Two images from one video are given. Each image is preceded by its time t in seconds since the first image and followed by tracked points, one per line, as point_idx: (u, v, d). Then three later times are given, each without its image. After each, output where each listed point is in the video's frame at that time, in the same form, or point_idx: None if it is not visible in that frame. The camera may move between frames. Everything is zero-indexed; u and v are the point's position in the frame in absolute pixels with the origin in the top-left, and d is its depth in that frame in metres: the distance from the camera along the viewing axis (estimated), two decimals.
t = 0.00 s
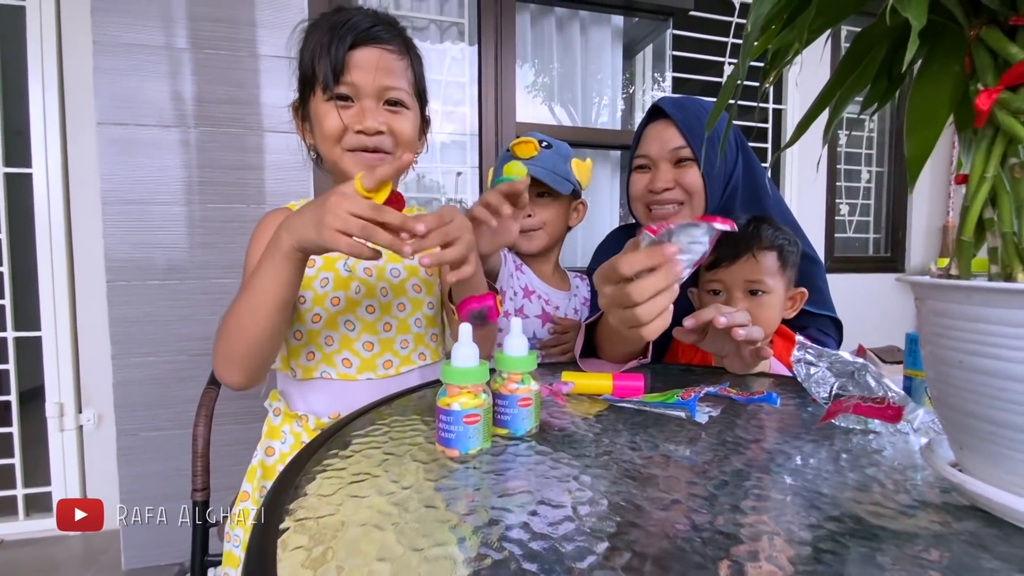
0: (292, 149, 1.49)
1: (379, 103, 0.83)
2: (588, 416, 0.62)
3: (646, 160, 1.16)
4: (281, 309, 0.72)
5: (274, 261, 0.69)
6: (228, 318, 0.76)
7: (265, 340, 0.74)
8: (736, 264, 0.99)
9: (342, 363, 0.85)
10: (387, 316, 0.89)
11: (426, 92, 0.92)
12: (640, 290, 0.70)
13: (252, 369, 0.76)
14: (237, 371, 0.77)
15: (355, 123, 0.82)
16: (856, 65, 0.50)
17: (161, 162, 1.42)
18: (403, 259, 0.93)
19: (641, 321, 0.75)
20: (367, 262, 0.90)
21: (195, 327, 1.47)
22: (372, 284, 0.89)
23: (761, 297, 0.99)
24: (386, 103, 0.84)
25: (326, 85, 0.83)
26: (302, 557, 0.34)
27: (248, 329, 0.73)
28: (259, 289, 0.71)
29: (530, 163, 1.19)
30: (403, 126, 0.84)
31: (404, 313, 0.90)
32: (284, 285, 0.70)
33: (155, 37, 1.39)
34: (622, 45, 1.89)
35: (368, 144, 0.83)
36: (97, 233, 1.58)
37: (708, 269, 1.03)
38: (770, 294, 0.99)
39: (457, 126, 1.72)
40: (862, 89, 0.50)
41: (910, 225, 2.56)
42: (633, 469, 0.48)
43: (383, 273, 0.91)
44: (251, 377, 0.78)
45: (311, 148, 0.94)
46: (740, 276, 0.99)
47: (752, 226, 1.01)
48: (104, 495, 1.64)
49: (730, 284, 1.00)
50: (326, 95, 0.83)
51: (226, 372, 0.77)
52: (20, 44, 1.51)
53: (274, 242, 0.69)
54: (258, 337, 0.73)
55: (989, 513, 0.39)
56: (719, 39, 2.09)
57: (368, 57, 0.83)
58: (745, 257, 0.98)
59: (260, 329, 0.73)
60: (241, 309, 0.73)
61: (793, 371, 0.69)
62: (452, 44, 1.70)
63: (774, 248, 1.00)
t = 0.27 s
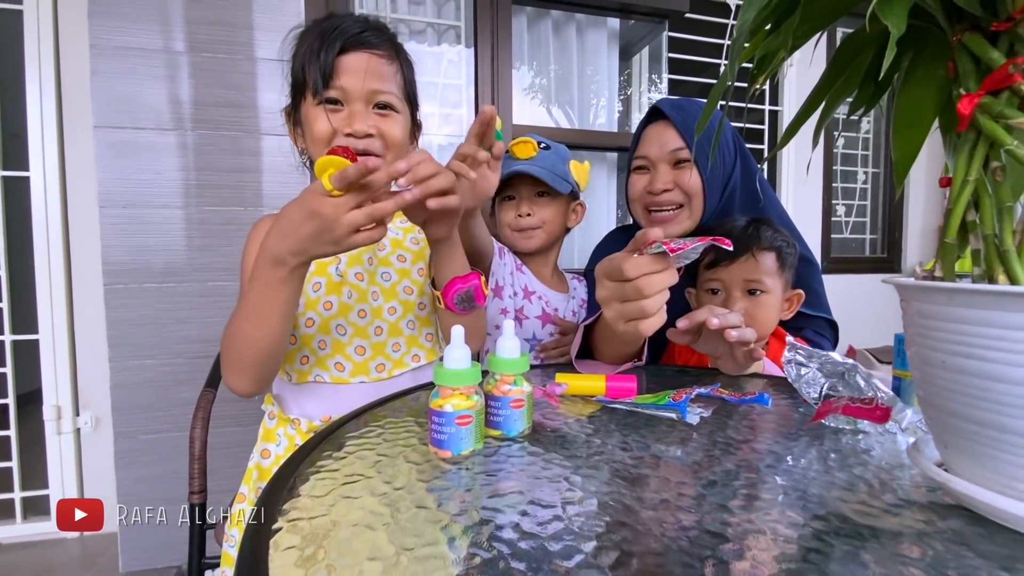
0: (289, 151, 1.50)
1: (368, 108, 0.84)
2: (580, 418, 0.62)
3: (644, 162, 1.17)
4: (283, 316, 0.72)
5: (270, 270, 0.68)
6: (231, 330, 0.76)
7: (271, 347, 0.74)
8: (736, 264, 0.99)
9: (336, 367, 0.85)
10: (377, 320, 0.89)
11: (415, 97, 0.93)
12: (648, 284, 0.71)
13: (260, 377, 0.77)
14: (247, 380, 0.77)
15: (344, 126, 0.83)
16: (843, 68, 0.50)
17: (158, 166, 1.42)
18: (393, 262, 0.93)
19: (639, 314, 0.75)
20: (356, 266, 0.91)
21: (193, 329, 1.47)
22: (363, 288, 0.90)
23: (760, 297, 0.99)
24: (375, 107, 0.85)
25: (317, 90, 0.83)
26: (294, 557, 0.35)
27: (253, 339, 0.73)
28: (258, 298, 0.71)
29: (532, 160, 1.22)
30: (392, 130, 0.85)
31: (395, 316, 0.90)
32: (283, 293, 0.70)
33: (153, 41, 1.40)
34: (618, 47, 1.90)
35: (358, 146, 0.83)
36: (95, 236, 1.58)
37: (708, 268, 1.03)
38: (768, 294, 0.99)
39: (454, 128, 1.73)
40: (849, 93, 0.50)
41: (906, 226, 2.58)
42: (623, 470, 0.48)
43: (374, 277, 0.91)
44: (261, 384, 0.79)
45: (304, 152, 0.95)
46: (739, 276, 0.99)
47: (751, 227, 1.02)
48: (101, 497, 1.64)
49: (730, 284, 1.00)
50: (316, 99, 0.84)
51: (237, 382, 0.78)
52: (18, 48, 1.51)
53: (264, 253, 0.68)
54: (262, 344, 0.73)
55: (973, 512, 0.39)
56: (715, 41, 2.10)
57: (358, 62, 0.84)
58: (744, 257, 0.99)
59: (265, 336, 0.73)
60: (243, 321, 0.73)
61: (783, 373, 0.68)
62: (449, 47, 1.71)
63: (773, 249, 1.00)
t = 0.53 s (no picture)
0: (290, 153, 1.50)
1: (367, 112, 0.85)
2: (582, 417, 0.63)
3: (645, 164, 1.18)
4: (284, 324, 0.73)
5: (272, 283, 0.68)
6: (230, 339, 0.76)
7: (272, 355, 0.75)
8: (740, 264, 0.98)
9: (340, 368, 0.86)
10: (382, 322, 0.90)
11: (414, 102, 0.93)
12: (669, 284, 0.69)
13: (259, 383, 0.77)
14: (246, 387, 0.77)
15: (344, 130, 0.83)
16: (841, 69, 0.51)
17: (159, 167, 1.43)
18: (394, 264, 0.94)
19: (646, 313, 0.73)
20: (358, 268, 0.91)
21: (195, 330, 1.48)
22: (365, 290, 0.91)
23: (763, 298, 0.99)
24: (374, 111, 0.85)
25: (317, 94, 0.84)
26: (300, 554, 0.35)
27: (254, 348, 0.73)
28: (258, 308, 0.71)
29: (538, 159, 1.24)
30: (391, 133, 0.85)
31: (399, 317, 0.91)
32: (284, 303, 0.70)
33: (154, 43, 1.40)
34: (618, 48, 1.90)
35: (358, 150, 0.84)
36: (96, 237, 1.59)
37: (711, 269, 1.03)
38: (772, 295, 0.99)
39: (454, 129, 1.74)
40: (847, 94, 0.51)
41: (906, 226, 2.58)
42: (624, 468, 0.49)
43: (375, 279, 0.92)
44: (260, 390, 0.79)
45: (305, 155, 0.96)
46: (743, 276, 0.99)
47: (755, 228, 1.02)
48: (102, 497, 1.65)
49: (732, 284, 1.00)
50: (316, 103, 0.84)
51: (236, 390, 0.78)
52: (20, 50, 1.52)
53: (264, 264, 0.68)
54: (263, 352, 0.74)
55: (970, 509, 0.40)
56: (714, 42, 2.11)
57: (357, 68, 0.84)
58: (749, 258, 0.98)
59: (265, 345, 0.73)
60: (243, 329, 0.73)
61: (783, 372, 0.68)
62: (449, 48, 1.71)
63: (777, 250, 1.00)
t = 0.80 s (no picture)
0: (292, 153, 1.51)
1: (369, 114, 0.85)
2: (584, 416, 0.63)
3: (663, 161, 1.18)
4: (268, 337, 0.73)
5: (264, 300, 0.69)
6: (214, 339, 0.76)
7: (251, 364, 0.75)
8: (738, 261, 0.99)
9: (335, 369, 0.86)
10: (377, 324, 0.90)
11: (415, 105, 0.94)
12: (689, 289, 0.68)
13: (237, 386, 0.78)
14: (222, 387, 0.78)
15: (346, 132, 0.84)
16: (841, 71, 0.51)
17: (161, 168, 1.43)
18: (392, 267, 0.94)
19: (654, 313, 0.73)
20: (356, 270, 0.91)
21: (197, 330, 1.48)
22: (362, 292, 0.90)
23: (762, 295, 0.99)
24: (376, 114, 0.86)
25: (320, 96, 0.84)
26: (304, 551, 0.35)
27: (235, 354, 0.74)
28: (244, 318, 0.71)
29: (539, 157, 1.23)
30: (392, 135, 0.86)
31: (395, 321, 0.91)
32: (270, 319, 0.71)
33: (156, 44, 1.41)
34: (619, 48, 1.91)
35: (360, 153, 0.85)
36: (99, 237, 1.59)
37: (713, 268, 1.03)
38: (770, 292, 0.99)
39: (456, 130, 1.74)
40: (848, 95, 0.51)
41: (907, 226, 2.58)
42: (626, 467, 0.49)
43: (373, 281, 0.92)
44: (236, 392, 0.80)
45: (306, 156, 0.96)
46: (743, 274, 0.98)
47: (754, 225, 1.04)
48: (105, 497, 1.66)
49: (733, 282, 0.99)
50: (318, 105, 0.85)
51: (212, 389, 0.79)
52: (23, 51, 1.53)
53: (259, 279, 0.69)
54: (244, 359, 0.75)
55: (970, 507, 0.40)
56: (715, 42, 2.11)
57: (360, 71, 0.85)
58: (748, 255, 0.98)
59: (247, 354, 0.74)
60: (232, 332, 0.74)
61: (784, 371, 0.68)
62: (451, 48, 1.71)
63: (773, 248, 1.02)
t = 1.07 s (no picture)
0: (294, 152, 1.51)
1: (368, 109, 0.85)
2: (588, 413, 0.63)
3: (679, 144, 1.20)
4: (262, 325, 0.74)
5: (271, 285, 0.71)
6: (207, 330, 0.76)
7: (242, 354, 0.75)
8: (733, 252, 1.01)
9: (331, 366, 0.86)
10: (372, 320, 0.90)
11: (412, 102, 0.94)
12: (689, 274, 0.70)
13: (223, 381, 0.77)
14: (209, 381, 0.77)
15: (344, 127, 0.84)
16: (847, 66, 0.51)
17: (163, 167, 1.43)
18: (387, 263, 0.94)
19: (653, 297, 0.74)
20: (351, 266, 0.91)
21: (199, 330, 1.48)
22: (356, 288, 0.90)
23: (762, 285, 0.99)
24: (375, 108, 0.86)
25: (317, 91, 0.84)
26: (310, 548, 0.35)
27: (227, 342, 0.74)
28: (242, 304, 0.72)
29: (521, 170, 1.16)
30: (390, 130, 0.86)
31: (390, 316, 0.91)
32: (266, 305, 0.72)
33: (158, 43, 1.41)
34: (621, 47, 1.90)
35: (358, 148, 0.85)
36: (101, 237, 1.59)
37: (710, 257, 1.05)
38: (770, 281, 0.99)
39: (457, 129, 1.74)
40: (854, 90, 0.51)
41: (910, 224, 2.57)
42: (631, 464, 0.49)
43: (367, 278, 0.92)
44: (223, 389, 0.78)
45: (301, 152, 0.96)
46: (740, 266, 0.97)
47: (748, 216, 1.07)
48: (107, 496, 1.66)
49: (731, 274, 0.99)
50: (316, 100, 0.84)
51: (198, 383, 0.77)
52: (25, 52, 1.53)
53: (261, 266, 0.71)
54: (234, 349, 0.74)
55: (979, 503, 0.40)
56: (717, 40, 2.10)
57: (358, 67, 0.85)
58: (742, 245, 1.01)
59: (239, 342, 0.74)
60: (223, 324, 0.73)
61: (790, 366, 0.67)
62: (453, 47, 1.71)
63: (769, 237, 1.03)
